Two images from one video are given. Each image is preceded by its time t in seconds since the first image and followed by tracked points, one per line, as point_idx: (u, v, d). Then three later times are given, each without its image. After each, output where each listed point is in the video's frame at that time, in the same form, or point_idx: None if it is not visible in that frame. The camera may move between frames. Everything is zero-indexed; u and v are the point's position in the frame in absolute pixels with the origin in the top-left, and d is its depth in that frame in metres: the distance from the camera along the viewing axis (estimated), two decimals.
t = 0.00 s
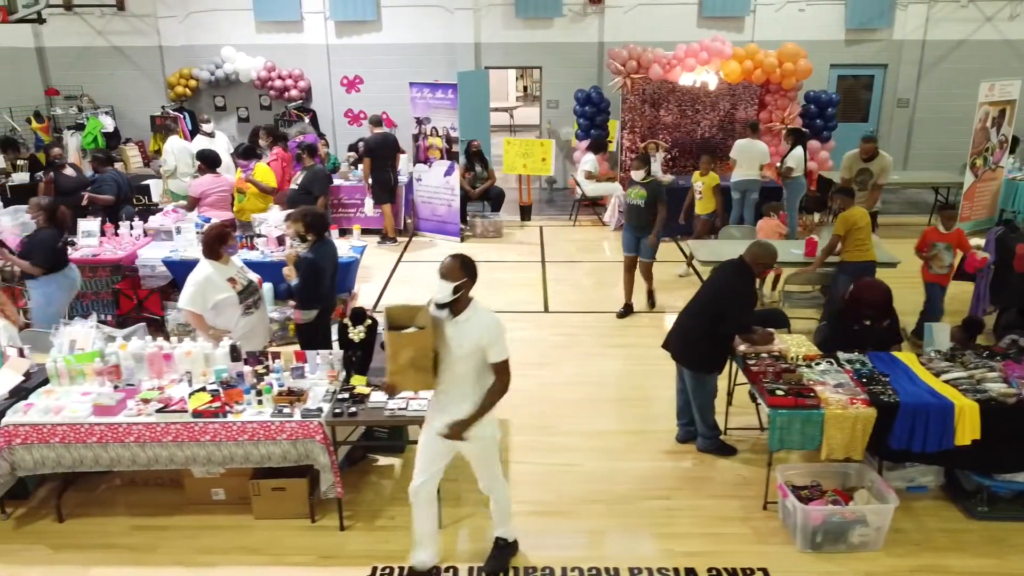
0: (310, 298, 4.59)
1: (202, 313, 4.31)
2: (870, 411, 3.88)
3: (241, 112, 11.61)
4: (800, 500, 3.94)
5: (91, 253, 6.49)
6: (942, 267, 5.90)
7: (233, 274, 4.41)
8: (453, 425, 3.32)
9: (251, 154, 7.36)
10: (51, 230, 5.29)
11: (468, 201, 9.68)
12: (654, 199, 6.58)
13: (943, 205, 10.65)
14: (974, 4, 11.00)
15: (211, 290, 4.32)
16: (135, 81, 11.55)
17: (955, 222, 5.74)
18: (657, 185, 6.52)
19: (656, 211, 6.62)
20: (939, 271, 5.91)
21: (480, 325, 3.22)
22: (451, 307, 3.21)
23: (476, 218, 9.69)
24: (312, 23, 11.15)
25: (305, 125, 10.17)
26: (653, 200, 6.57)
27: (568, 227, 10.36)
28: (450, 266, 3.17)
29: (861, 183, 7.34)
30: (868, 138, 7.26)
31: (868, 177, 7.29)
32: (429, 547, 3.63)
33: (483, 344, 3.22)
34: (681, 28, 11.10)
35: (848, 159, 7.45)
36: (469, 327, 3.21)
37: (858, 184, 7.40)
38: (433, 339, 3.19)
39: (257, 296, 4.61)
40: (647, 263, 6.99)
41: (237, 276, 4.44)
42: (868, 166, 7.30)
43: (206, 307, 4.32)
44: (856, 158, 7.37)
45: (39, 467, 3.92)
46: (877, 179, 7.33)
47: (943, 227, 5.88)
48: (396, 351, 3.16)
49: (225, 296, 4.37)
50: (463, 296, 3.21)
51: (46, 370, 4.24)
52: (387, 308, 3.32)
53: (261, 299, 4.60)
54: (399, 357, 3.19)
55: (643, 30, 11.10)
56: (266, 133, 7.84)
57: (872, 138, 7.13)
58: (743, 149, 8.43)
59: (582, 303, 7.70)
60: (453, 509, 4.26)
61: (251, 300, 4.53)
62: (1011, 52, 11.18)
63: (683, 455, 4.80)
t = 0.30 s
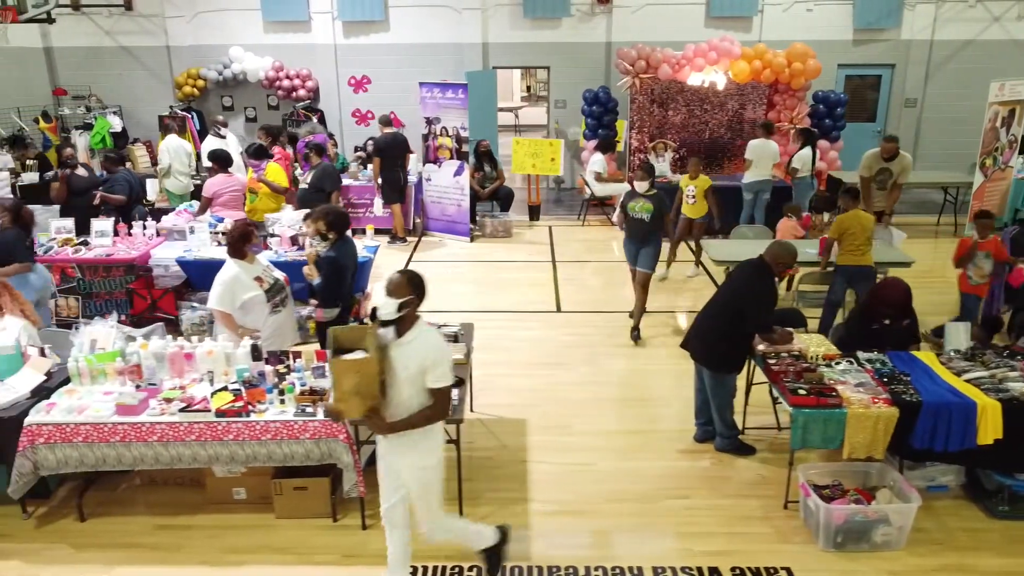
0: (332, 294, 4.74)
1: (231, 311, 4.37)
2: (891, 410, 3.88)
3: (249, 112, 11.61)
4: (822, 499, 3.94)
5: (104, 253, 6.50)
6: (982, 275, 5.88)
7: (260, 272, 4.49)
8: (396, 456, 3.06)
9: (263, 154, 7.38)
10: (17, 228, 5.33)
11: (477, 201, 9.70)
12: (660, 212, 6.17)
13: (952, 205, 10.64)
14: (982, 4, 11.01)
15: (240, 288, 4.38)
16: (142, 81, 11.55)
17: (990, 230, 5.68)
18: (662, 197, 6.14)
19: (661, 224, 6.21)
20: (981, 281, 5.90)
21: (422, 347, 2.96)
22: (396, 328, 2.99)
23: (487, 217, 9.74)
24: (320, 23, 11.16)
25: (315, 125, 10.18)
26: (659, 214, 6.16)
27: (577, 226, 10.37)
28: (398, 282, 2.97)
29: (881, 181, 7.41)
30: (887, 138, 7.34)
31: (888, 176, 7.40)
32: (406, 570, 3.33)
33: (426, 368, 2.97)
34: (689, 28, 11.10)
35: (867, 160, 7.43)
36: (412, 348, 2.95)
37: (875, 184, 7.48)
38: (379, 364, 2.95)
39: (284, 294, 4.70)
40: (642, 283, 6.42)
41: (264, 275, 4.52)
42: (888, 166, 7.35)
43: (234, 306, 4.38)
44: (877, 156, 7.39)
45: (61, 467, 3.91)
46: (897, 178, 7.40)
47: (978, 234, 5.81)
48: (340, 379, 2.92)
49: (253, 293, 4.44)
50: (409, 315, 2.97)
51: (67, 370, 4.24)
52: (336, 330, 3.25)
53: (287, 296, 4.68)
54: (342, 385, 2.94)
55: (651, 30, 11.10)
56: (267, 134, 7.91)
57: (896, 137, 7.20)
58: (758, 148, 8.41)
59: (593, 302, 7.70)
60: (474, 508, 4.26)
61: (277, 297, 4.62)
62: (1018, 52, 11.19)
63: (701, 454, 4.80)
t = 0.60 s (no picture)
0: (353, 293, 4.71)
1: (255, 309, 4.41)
2: (914, 410, 3.88)
3: (257, 112, 11.62)
4: (845, 498, 3.94)
5: (118, 253, 6.50)
6: None
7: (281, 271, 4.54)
8: (338, 474, 2.99)
9: (275, 154, 7.38)
10: None
11: (487, 201, 9.71)
12: (670, 218, 6.08)
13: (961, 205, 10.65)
14: (990, 4, 11.01)
15: (264, 287, 4.43)
16: (150, 81, 11.55)
17: None
18: (673, 203, 6.06)
19: (670, 229, 6.13)
20: None
21: (366, 371, 2.86)
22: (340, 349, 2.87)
23: (496, 217, 9.78)
24: (328, 23, 11.16)
25: (324, 125, 10.18)
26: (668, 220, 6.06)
27: (586, 226, 10.37)
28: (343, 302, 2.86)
29: (895, 179, 7.41)
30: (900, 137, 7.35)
31: (902, 175, 7.40)
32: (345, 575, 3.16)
33: (371, 393, 2.87)
34: (697, 28, 11.11)
35: (881, 158, 7.42)
36: (356, 371, 2.86)
37: (889, 182, 7.47)
38: (325, 385, 2.86)
39: (306, 293, 4.74)
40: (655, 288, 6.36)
41: (286, 273, 4.57)
42: (903, 164, 7.35)
43: (258, 305, 4.42)
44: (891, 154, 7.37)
45: (84, 466, 3.92)
46: (911, 177, 7.41)
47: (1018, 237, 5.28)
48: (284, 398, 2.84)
49: (277, 292, 4.47)
50: (356, 337, 2.87)
51: (88, 369, 4.24)
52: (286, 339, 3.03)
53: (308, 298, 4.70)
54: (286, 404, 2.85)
55: (659, 30, 11.10)
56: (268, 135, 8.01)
57: (910, 135, 7.18)
58: (769, 148, 8.42)
59: (604, 301, 7.70)
60: (495, 507, 4.27)
61: (299, 297, 4.67)
62: None
63: (720, 454, 4.81)
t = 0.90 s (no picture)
0: (372, 292, 4.74)
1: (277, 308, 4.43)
2: (936, 409, 3.89)
3: (264, 112, 11.62)
4: (868, 497, 3.94)
5: (132, 253, 6.50)
6: None
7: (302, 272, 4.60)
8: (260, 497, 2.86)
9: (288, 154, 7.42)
10: None
11: (496, 201, 9.72)
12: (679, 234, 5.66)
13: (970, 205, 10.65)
14: (998, 4, 11.02)
15: (285, 286, 4.47)
16: (158, 81, 11.55)
17: None
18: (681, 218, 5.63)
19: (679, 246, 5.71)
20: None
21: (283, 402, 2.67)
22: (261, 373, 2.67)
23: (505, 217, 9.73)
24: (336, 23, 11.16)
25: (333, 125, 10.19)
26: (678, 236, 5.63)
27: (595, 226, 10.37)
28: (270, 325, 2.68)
29: (904, 175, 7.40)
30: (908, 131, 7.35)
31: (911, 169, 7.38)
32: None
33: (289, 422, 2.69)
34: (705, 28, 11.11)
35: (889, 152, 7.42)
36: (272, 400, 2.67)
37: (899, 177, 7.45)
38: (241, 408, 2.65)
39: (323, 292, 4.85)
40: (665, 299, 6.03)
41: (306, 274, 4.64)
42: (912, 158, 7.33)
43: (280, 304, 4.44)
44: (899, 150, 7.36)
45: (108, 465, 3.93)
46: (920, 172, 7.38)
47: None
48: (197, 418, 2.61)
49: (299, 292, 4.52)
50: (279, 363, 2.69)
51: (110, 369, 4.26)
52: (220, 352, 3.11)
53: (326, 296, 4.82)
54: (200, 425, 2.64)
55: (668, 30, 11.11)
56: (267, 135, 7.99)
57: (918, 129, 7.17)
58: (779, 149, 8.48)
59: (616, 301, 7.70)
60: (516, 507, 4.28)
61: (317, 297, 4.75)
62: None
63: (738, 453, 4.81)
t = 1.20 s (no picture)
0: (388, 291, 4.73)
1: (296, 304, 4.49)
2: (959, 409, 3.89)
3: (272, 111, 11.63)
4: (891, 496, 3.94)
5: (145, 253, 6.51)
6: None
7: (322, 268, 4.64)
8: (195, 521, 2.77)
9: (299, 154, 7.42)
10: None
11: (506, 200, 9.72)
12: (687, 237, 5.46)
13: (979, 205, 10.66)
14: (1006, 4, 11.04)
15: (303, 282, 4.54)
16: (165, 81, 11.56)
17: None
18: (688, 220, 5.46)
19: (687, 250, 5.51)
20: None
21: (201, 425, 2.55)
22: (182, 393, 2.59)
23: (515, 216, 9.73)
24: (344, 23, 11.17)
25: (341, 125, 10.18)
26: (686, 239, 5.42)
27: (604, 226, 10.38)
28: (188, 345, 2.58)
29: (904, 175, 7.38)
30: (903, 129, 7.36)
31: (910, 168, 7.37)
32: None
33: (208, 446, 2.56)
34: (713, 28, 11.11)
35: (885, 153, 7.42)
36: (189, 423, 2.57)
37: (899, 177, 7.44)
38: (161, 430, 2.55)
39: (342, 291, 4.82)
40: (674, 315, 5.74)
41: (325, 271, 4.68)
42: (910, 157, 7.32)
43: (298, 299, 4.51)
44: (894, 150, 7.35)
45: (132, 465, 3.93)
46: (919, 171, 7.36)
47: None
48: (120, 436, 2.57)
49: (316, 289, 4.59)
50: (199, 383, 2.60)
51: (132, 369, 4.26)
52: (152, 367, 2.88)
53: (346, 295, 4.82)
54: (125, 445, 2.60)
55: (676, 30, 11.11)
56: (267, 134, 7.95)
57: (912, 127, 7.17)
58: (789, 150, 8.50)
59: (628, 301, 7.70)
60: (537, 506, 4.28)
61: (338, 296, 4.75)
62: None
63: (758, 452, 4.82)
